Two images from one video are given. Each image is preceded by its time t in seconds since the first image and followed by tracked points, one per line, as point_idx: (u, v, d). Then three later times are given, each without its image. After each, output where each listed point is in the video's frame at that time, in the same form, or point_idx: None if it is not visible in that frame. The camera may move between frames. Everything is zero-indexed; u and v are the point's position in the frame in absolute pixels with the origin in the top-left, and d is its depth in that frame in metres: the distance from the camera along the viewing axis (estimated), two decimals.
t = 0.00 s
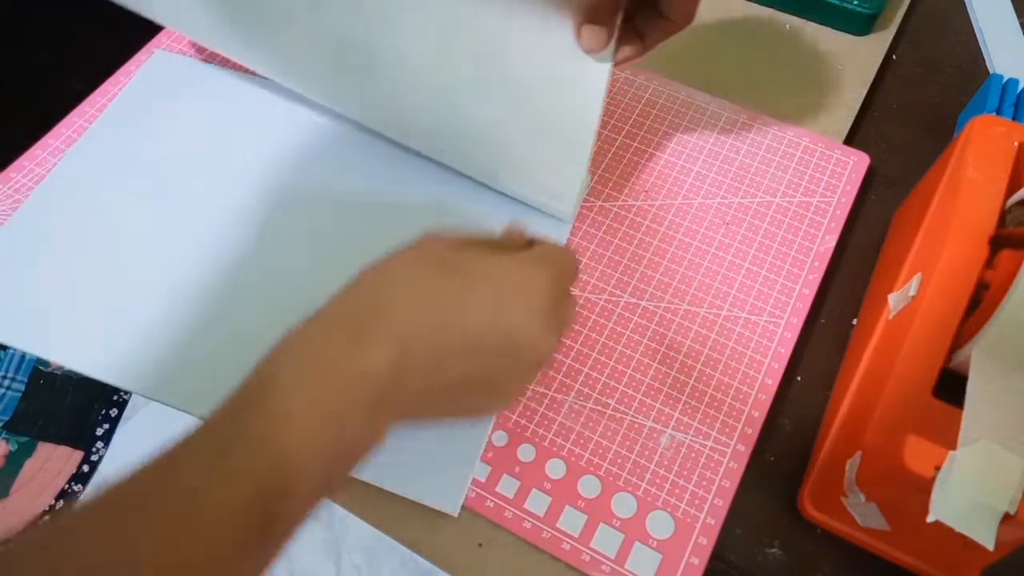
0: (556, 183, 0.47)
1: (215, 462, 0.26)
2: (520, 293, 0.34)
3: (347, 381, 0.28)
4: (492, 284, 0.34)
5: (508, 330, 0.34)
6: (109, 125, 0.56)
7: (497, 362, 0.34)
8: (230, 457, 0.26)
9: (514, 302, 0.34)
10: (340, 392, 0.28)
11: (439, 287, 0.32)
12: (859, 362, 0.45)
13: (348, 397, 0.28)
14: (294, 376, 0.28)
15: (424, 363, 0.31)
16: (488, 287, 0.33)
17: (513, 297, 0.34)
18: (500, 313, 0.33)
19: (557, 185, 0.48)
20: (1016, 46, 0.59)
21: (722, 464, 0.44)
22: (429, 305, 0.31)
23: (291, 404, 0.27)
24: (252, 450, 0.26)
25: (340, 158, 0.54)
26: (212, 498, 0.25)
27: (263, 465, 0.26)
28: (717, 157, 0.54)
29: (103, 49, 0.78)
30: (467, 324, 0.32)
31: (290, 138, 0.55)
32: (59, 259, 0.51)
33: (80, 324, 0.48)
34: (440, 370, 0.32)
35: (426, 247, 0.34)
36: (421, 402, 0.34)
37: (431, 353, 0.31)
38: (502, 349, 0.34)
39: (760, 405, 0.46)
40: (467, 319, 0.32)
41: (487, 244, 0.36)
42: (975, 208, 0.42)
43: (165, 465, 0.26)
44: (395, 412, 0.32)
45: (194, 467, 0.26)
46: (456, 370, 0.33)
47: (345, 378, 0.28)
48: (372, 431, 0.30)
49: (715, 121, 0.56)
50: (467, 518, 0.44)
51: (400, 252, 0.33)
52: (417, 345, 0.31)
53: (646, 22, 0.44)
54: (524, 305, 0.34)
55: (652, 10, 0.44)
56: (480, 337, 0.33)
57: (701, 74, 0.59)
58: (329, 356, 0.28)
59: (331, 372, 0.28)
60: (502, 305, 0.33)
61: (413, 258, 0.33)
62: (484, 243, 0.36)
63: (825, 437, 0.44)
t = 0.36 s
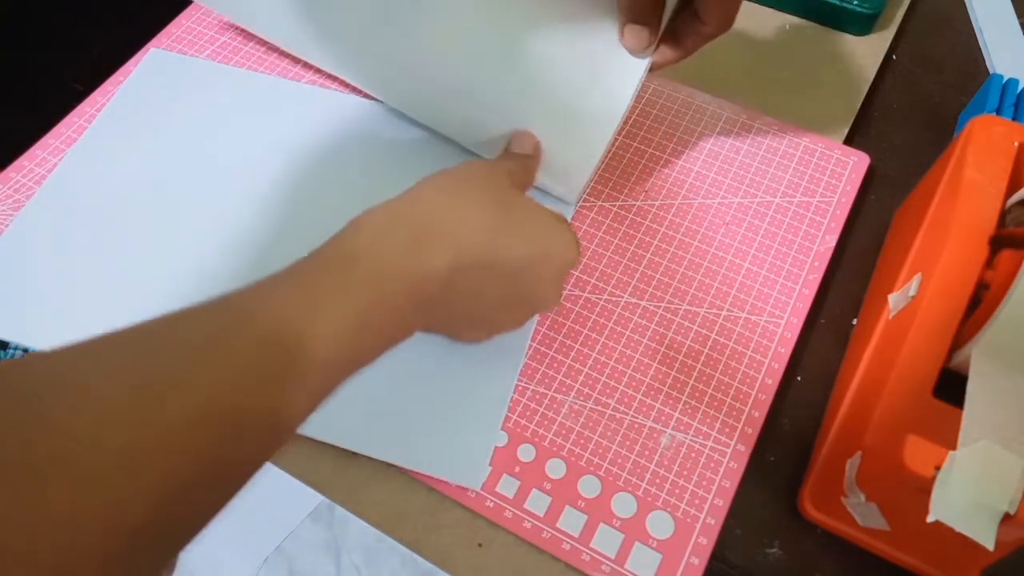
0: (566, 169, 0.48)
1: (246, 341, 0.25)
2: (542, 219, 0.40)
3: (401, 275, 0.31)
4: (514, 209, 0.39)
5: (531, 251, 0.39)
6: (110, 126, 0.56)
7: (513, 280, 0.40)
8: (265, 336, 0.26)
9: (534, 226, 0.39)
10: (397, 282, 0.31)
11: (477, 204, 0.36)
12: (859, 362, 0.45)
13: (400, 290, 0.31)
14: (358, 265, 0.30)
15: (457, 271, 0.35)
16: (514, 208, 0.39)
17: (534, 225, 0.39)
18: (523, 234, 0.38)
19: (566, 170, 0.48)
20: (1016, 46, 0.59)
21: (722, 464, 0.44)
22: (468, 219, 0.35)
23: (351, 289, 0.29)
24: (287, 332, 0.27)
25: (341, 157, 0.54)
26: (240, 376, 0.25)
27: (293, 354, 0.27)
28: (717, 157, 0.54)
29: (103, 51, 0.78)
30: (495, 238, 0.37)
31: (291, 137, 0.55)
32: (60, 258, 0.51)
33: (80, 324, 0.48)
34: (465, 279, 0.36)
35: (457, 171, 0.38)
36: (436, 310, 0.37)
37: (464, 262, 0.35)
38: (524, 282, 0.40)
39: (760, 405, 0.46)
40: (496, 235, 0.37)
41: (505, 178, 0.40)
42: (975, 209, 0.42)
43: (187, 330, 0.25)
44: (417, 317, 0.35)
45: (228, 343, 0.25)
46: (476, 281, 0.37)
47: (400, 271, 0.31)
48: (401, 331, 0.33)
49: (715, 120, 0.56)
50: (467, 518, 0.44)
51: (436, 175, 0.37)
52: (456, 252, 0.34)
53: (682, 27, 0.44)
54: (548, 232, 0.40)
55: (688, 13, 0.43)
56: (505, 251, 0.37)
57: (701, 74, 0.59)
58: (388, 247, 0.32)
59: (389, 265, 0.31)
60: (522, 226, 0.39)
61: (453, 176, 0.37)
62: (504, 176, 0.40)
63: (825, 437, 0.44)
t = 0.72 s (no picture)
0: (564, 169, 0.47)
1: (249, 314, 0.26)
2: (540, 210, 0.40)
3: (402, 255, 0.32)
4: (514, 198, 0.39)
5: (529, 239, 0.39)
6: (109, 125, 0.56)
7: (513, 270, 0.40)
8: (267, 309, 0.26)
9: (533, 216, 0.40)
10: (395, 263, 0.31)
11: (477, 189, 0.37)
12: (859, 362, 0.45)
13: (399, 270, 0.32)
14: (358, 244, 0.31)
15: (456, 257, 0.35)
16: (513, 197, 0.39)
17: (533, 214, 0.40)
18: (522, 221, 0.39)
19: (564, 171, 0.48)
20: (1016, 46, 0.59)
21: (722, 464, 0.44)
22: (467, 203, 0.36)
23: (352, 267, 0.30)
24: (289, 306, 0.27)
25: (341, 157, 0.54)
26: (241, 345, 0.25)
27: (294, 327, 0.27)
28: (717, 156, 0.54)
29: (104, 52, 0.78)
30: (495, 225, 0.37)
31: (291, 136, 0.55)
32: (60, 258, 0.51)
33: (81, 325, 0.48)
34: (464, 266, 0.37)
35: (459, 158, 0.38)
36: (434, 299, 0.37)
37: (464, 249, 0.35)
38: (523, 271, 0.40)
39: (760, 405, 0.46)
40: (495, 222, 0.37)
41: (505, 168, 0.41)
42: (976, 209, 0.42)
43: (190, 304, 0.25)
44: (415, 304, 0.35)
45: (230, 315, 0.25)
46: (474, 270, 0.38)
47: (400, 252, 0.32)
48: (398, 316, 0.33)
49: (715, 121, 0.56)
50: (466, 518, 0.44)
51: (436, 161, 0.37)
52: (455, 237, 0.35)
53: (693, 34, 0.43)
54: (545, 222, 0.40)
55: (700, 20, 0.43)
56: (505, 238, 0.37)
57: (701, 74, 0.59)
58: (387, 229, 0.32)
59: (388, 245, 0.32)
60: (521, 215, 0.39)
61: (455, 163, 0.37)
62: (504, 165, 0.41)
63: (824, 438, 0.44)
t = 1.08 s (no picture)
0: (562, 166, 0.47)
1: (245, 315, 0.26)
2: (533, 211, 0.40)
3: (394, 258, 0.32)
4: (508, 200, 0.39)
5: (522, 242, 0.39)
6: (108, 126, 0.56)
7: (508, 273, 0.40)
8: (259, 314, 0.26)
9: (527, 217, 0.40)
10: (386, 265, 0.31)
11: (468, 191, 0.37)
12: (859, 362, 0.45)
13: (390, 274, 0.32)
14: (350, 247, 0.31)
15: (449, 260, 0.35)
16: (506, 199, 0.39)
17: (526, 216, 0.40)
18: (515, 224, 0.39)
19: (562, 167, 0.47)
20: (1016, 47, 0.59)
21: (722, 464, 0.44)
22: (458, 207, 0.36)
23: (343, 270, 0.30)
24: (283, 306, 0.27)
25: (341, 157, 0.54)
26: (239, 347, 0.25)
27: (288, 329, 0.27)
28: (717, 157, 0.54)
29: (104, 53, 0.78)
30: (486, 229, 0.37)
31: (290, 136, 0.55)
32: (60, 259, 0.51)
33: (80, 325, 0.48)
34: (461, 268, 0.37)
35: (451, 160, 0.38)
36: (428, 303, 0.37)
37: (455, 252, 0.35)
38: (518, 274, 0.40)
39: (760, 405, 0.46)
40: (486, 225, 0.37)
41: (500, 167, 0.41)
42: (976, 209, 0.42)
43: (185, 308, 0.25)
44: (411, 305, 0.35)
45: (228, 317, 0.26)
46: (468, 274, 0.37)
47: (391, 254, 0.32)
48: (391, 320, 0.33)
49: (715, 121, 0.56)
50: (466, 518, 0.44)
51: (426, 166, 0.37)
52: (446, 240, 0.35)
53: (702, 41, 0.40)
54: (538, 223, 0.40)
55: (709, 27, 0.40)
56: (500, 239, 0.38)
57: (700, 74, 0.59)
58: (379, 232, 0.32)
59: (380, 247, 0.32)
60: (514, 217, 0.39)
61: (451, 166, 0.37)
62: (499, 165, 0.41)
63: (824, 438, 0.44)
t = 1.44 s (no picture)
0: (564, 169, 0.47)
1: (241, 324, 0.26)
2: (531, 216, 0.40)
3: (389, 268, 0.32)
4: (505, 205, 0.39)
5: (520, 248, 0.39)
6: (109, 125, 0.56)
7: (507, 280, 0.40)
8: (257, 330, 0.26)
9: (525, 221, 0.40)
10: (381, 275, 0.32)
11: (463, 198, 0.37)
12: (859, 362, 0.45)
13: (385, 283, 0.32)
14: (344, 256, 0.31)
15: (449, 271, 0.36)
16: (503, 206, 0.39)
17: (524, 220, 0.40)
18: (513, 230, 0.39)
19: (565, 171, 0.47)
20: (1016, 47, 0.59)
21: (722, 464, 0.44)
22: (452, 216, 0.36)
23: (338, 279, 0.30)
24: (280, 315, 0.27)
25: (340, 157, 0.54)
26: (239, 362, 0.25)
27: (286, 339, 0.27)
28: (717, 157, 0.54)
29: (104, 53, 0.78)
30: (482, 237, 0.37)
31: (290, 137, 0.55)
32: (60, 259, 0.51)
33: (80, 326, 0.48)
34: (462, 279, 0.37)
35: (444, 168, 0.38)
36: (428, 312, 0.38)
37: (452, 261, 0.35)
38: (519, 280, 0.40)
39: (760, 405, 0.46)
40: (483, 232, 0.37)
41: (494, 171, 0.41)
42: (976, 209, 0.42)
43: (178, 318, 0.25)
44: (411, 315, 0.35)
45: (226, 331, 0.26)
46: (468, 282, 0.37)
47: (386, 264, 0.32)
48: (391, 329, 0.33)
49: (715, 121, 0.56)
50: (466, 518, 0.44)
51: (417, 175, 0.38)
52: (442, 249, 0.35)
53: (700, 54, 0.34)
54: (537, 227, 0.40)
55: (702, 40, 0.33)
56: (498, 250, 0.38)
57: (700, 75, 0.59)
58: (372, 242, 0.32)
59: (375, 256, 0.32)
60: (512, 223, 0.39)
61: (448, 176, 0.37)
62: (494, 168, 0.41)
63: (824, 438, 0.44)
